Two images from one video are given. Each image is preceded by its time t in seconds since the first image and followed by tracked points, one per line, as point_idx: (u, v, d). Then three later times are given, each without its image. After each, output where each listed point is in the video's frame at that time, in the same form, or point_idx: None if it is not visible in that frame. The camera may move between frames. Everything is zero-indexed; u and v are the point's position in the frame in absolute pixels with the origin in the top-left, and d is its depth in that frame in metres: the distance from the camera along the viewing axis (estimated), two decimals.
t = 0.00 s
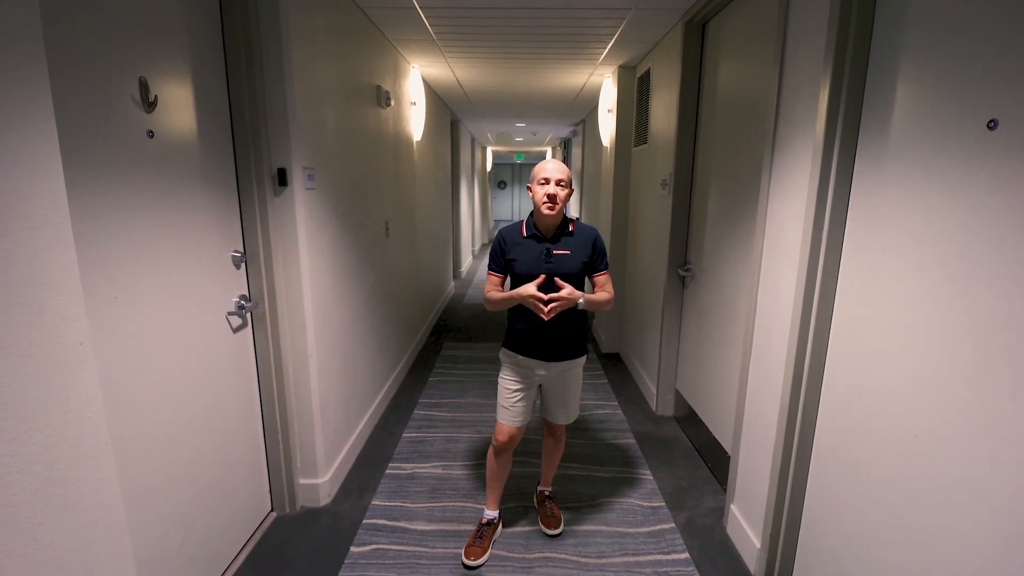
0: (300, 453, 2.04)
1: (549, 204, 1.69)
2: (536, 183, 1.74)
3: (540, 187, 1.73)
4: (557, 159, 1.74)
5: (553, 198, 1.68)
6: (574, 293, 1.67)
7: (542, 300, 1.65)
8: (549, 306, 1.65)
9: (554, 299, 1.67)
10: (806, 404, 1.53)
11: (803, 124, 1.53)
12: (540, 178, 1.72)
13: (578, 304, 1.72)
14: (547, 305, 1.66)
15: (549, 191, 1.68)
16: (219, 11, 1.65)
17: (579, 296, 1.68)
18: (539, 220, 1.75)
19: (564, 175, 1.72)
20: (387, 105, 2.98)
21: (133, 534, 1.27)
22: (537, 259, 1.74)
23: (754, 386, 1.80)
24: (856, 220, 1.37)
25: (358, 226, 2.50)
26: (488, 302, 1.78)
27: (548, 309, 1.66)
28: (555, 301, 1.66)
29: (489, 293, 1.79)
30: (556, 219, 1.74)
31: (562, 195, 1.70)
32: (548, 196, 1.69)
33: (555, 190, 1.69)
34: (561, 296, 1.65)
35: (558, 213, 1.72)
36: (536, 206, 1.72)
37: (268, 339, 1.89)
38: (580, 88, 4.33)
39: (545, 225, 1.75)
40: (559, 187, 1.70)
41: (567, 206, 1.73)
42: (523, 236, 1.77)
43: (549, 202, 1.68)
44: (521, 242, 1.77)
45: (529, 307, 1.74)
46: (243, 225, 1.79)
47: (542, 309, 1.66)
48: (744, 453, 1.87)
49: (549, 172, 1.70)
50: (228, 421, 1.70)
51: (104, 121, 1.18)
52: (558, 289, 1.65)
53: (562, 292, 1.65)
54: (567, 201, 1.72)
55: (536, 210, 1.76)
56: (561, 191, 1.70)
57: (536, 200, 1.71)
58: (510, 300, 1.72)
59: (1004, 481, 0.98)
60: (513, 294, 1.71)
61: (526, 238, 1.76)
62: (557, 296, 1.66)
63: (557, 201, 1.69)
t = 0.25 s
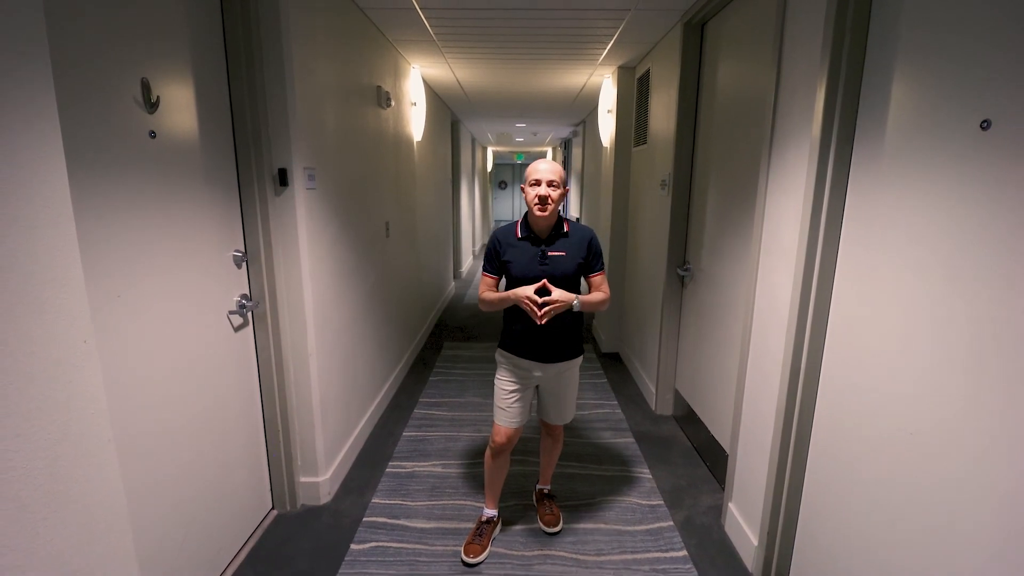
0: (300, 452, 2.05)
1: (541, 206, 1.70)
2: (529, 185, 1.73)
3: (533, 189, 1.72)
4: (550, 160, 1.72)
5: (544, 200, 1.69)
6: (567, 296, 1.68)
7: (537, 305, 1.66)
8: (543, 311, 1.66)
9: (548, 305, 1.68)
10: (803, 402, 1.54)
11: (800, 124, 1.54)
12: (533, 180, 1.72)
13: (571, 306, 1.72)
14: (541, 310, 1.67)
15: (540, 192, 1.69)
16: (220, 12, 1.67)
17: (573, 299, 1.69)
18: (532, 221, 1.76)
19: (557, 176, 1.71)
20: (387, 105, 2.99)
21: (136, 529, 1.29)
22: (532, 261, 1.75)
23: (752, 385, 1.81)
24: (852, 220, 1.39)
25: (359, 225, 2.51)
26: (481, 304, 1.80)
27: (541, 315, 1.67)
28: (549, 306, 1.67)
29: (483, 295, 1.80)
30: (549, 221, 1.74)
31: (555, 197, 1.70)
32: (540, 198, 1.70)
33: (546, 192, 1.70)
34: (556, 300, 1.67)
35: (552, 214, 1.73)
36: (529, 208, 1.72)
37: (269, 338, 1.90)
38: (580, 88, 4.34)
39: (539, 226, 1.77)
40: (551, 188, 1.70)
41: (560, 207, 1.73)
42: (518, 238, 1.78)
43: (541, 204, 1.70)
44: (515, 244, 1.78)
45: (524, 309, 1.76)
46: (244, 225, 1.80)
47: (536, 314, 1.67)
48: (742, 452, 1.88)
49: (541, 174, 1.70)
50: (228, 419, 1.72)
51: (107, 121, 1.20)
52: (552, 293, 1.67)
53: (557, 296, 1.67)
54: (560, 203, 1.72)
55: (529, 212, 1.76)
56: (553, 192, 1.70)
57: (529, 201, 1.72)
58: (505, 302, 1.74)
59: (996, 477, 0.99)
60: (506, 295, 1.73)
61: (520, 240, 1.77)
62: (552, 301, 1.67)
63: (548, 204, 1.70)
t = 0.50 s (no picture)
0: (301, 448, 2.06)
1: (529, 204, 1.71)
2: (518, 182, 1.74)
3: (521, 187, 1.73)
4: (538, 156, 1.72)
5: (533, 198, 1.70)
6: (559, 295, 1.69)
7: (530, 304, 1.67)
8: (536, 310, 1.67)
9: (540, 304, 1.69)
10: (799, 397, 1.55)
11: (796, 121, 1.55)
12: (521, 177, 1.72)
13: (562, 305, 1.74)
14: (533, 310, 1.68)
15: (529, 190, 1.70)
16: (220, 11, 1.68)
17: (564, 297, 1.70)
18: (522, 220, 1.76)
19: (545, 174, 1.72)
20: (387, 103, 3.00)
21: (139, 522, 1.30)
22: (521, 260, 1.76)
23: (748, 381, 1.83)
24: (847, 217, 1.40)
25: (358, 223, 2.52)
26: (472, 304, 1.80)
27: (534, 314, 1.68)
28: (542, 305, 1.68)
29: (474, 295, 1.81)
30: (538, 220, 1.76)
31: (544, 194, 1.71)
32: (529, 196, 1.71)
33: (535, 189, 1.71)
34: (548, 299, 1.68)
35: (540, 212, 1.74)
36: (518, 206, 1.73)
37: (269, 334, 1.91)
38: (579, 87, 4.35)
39: (528, 225, 1.77)
40: (539, 185, 1.72)
41: (549, 205, 1.75)
42: (507, 236, 1.79)
43: (530, 202, 1.70)
44: (505, 243, 1.78)
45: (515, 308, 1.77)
46: (244, 222, 1.81)
47: (529, 313, 1.68)
48: (739, 448, 1.89)
49: (530, 171, 1.70)
50: (229, 415, 1.73)
51: (109, 119, 1.21)
52: (544, 292, 1.68)
53: (549, 294, 1.68)
54: (548, 200, 1.73)
55: (518, 210, 1.77)
56: (542, 190, 1.71)
57: (518, 199, 1.73)
58: (496, 302, 1.75)
59: (987, 469, 1.00)
60: (497, 295, 1.73)
61: (510, 239, 1.77)
62: (544, 300, 1.68)
63: (538, 201, 1.70)
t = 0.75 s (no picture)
0: (301, 443, 2.07)
1: (516, 200, 1.71)
2: (504, 178, 1.74)
3: (507, 182, 1.73)
4: (525, 152, 1.73)
5: (521, 193, 1.70)
6: (545, 291, 1.70)
7: (517, 300, 1.68)
8: (523, 306, 1.67)
9: (527, 300, 1.69)
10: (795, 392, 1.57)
11: (793, 118, 1.56)
12: (508, 173, 1.72)
13: (550, 301, 1.74)
14: (520, 306, 1.69)
15: (516, 185, 1.70)
16: (220, 8, 1.69)
17: (551, 293, 1.71)
18: (508, 216, 1.77)
19: (532, 170, 1.72)
20: (387, 101, 3.01)
21: (141, 515, 1.32)
22: (508, 257, 1.77)
23: (745, 376, 1.84)
24: (843, 213, 1.41)
25: (358, 220, 2.54)
26: (458, 302, 1.80)
27: (521, 310, 1.68)
28: (529, 301, 1.69)
29: (460, 294, 1.80)
30: (525, 216, 1.76)
31: (530, 190, 1.71)
32: (516, 192, 1.71)
33: (522, 184, 1.71)
34: (535, 295, 1.69)
35: (527, 209, 1.74)
36: (505, 202, 1.73)
37: (269, 330, 1.93)
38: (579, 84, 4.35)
39: (515, 221, 1.78)
40: (526, 181, 1.71)
41: (536, 201, 1.74)
42: (494, 233, 1.79)
43: (517, 197, 1.70)
44: (492, 240, 1.79)
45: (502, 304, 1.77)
46: (245, 219, 1.83)
47: (516, 309, 1.68)
48: (736, 443, 1.91)
49: (516, 167, 1.70)
50: (230, 410, 1.75)
51: (110, 115, 1.22)
52: (531, 287, 1.69)
53: (536, 290, 1.69)
54: (535, 195, 1.73)
55: (505, 207, 1.77)
56: (529, 185, 1.71)
57: (505, 194, 1.73)
58: (483, 299, 1.75)
59: (978, 461, 1.02)
60: (483, 292, 1.73)
61: (496, 235, 1.78)
62: (531, 296, 1.68)
63: (525, 197, 1.71)
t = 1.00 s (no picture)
0: (305, 434, 2.11)
1: (503, 193, 1.73)
2: (491, 171, 1.76)
3: (494, 175, 1.75)
4: (513, 146, 1.76)
5: (507, 186, 1.72)
6: (531, 283, 1.72)
7: (503, 293, 1.69)
8: (509, 298, 1.69)
9: (513, 293, 1.71)
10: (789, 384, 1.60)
11: (788, 115, 1.59)
12: (495, 166, 1.74)
13: (536, 295, 1.77)
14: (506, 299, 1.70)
15: (504, 177, 1.72)
16: (225, 7, 1.72)
17: (537, 286, 1.73)
18: (494, 210, 1.79)
19: (519, 163, 1.75)
20: (389, 97, 3.04)
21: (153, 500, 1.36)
22: (494, 251, 1.79)
23: (741, 369, 1.87)
24: (837, 208, 1.44)
25: (361, 215, 2.57)
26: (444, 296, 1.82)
27: (507, 303, 1.70)
28: (515, 293, 1.71)
29: (446, 288, 1.82)
30: (512, 210, 1.78)
31: (517, 182, 1.74)
32: (503, 185, 1.73)
33: (509, 178, 1.73)
34: (521, 287, 1.71)
35: (514, 202, 1.77)
36: (492, 195, 1.76)
37: (274, 323, 1.97)
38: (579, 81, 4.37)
39: (502, 215, 1.80)
40: (513, 174, 1.74)
41: (522, 195, 1.77)
42: (480, 227, 1.82)
43: (504, 190, 1.73)
44: (477, 234, 1.82)
45: (487, 297, 1.79)
46: (250, 214, 1.86)
47: (503, 302, 1.70)
48: (732, 434, 1.94)
49: (503, 160, 1.73)
50: (236, 400, 1.79)
51: (121, 112, 1.25)
52: (517, 280, 1.71)
53: (522, 283, 1.71)
54: (522, 188, 1.76)
55: (492, 200, 1.79)
56: (516, 179, 1.74)
57: (492, 187, 1.75)
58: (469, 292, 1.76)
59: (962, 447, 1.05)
60: (469, 285, 1.75)
61: (483, 229, 1.80)
62: (517, 289, 1.70)
63: (511, 189, 1.73)
